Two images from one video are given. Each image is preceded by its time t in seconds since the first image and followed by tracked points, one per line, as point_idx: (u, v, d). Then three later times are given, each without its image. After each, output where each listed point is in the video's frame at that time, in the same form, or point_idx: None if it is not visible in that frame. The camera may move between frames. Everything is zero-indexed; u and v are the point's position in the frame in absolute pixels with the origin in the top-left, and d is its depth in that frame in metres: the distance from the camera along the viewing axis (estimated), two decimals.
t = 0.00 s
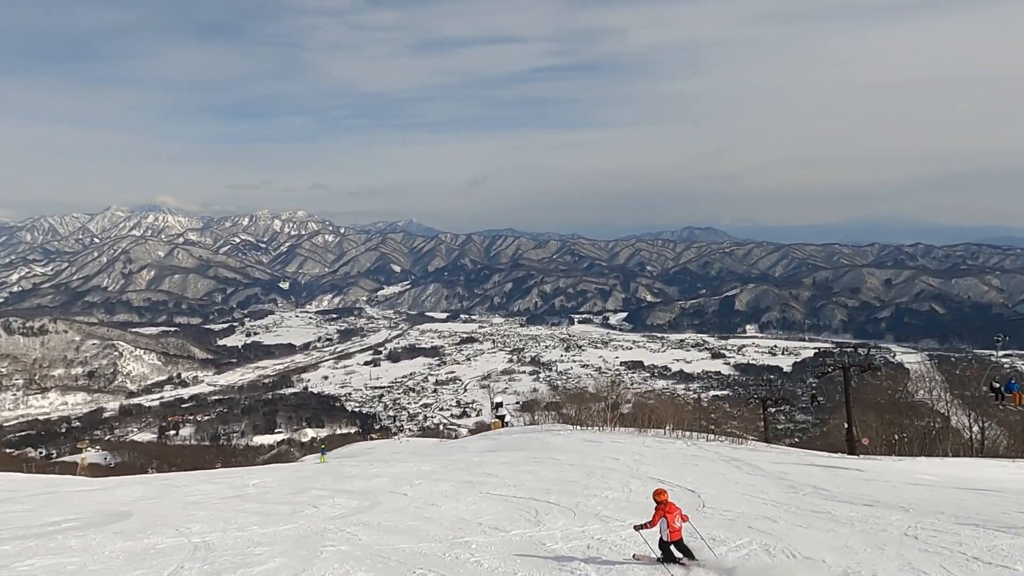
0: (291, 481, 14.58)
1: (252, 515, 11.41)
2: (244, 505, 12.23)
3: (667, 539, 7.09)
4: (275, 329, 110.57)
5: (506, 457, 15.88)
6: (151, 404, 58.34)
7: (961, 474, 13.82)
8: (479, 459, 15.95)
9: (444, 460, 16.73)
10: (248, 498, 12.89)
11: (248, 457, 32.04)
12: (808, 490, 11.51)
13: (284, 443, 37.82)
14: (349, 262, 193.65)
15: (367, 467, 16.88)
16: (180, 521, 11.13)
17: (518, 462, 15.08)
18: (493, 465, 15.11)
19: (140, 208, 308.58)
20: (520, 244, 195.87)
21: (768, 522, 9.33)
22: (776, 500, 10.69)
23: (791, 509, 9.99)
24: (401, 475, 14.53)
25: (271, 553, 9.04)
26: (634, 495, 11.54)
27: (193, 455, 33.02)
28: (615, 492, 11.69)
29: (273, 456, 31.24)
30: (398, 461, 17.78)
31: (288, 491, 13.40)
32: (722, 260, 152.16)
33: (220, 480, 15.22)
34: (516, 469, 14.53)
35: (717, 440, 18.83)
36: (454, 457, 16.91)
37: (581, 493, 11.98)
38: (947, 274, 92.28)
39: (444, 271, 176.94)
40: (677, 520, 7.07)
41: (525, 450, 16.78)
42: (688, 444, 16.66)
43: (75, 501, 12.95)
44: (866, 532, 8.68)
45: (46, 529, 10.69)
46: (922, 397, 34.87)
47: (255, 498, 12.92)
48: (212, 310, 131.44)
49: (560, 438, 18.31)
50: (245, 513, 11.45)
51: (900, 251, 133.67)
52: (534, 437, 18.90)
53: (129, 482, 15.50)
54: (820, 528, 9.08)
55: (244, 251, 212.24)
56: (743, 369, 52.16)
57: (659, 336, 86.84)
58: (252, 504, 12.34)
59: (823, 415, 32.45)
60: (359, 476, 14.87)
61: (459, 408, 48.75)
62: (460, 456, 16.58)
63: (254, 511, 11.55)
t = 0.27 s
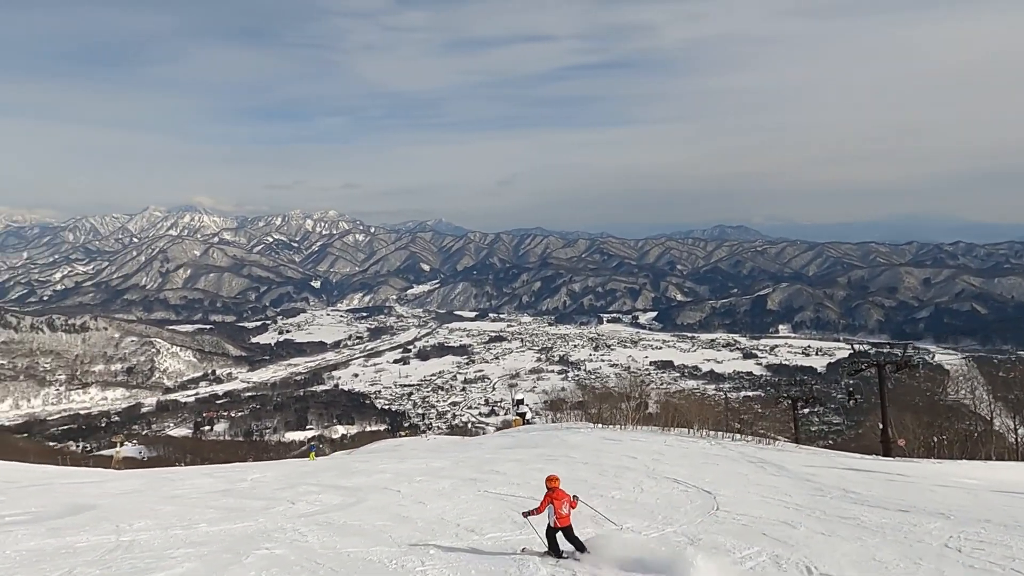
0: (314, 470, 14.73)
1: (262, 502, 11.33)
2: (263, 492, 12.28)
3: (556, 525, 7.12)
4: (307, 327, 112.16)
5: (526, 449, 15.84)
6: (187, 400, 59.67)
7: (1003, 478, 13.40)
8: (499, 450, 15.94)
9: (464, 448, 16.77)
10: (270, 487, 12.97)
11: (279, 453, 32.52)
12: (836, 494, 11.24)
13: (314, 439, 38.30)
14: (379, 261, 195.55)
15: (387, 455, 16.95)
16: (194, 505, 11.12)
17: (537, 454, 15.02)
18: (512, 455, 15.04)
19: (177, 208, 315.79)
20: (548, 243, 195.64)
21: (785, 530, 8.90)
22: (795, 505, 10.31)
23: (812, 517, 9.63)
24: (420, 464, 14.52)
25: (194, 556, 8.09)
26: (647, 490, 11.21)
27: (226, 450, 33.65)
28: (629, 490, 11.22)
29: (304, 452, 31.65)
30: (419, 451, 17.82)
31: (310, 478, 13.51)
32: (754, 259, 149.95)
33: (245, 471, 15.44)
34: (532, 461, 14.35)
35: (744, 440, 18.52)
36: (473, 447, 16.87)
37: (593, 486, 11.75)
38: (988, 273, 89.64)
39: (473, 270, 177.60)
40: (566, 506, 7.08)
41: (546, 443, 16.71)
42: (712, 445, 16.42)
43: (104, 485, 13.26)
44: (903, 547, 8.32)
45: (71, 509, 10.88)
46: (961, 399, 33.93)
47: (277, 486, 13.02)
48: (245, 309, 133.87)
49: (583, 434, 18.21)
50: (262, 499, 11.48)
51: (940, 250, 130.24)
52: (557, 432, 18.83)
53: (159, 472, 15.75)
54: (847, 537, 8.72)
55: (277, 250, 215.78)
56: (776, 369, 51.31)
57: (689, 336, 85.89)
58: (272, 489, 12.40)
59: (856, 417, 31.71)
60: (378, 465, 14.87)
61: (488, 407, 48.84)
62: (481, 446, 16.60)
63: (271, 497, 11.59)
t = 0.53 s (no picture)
0: (342, 464, 14.83)
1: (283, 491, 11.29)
2: (290, 483, 12.33)
3: (428, 509, 7.09)
4: (341, 330, 113.64)
5: (554, 451, 15.69)
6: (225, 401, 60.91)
7: None
8: (527, 451, 15.82)
9: (492, 446, 16.68)
10: (299, 477, 13.07)
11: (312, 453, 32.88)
12: (886, 506, 10.77)
13: (347, 441, 38.65)
14: (413, 265, 197.31)
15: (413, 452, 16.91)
16: (218, 494, 11.13)
17: (565, 456, 14.87)
18: (538, 456, 14.89)
19: (217, 213, 323.61)
20: (581, 247, 195.07)
21: (828, 547, 8.39)
22: (829, 517, 9.99)
23: (856, 532, 9.15)
24: (447, 460, 14.47)
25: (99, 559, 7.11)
26: (672, 497, 10.87)
27: (261, 451, 34.16)
28: (658, 500, 10.66)
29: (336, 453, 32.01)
30: (446, 448, 17.77)
31: (337, 471, 13.56)
32: (791, 263, 147.21)
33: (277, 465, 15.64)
34: (556, 462, 14.11)
35: (780, 446, 18.04)
36: (499, 446, 16.75)
37: (618, 488, 11.48)
38: None
39: (506, 274, 178.02)
40: (442, 490, 7.10)
41: (574, 446, 16.52)
42: (746, 451, 16.00)
43: (140, 476, 13.56)
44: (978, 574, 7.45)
45: (105, 495, 11.11)
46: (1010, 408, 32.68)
47: (306, 478, 13.11)
48: (282, 312, 136.30)
49: (612, 437, 18.00)
50: (288, 490, 11.51)
51: (987, 254, 126.18)
52: (587, 435, 18.63)
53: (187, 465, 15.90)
54: (906, 557, 8.01)
55: (313, 254, 219.44)
56: (815, 376, 50.12)
57: (724, 341, 84.56)
58: (299, 480, 12.45)
59: (899, 425, 30.70)
60: (404, 460, 14.83)
61: (520, 411, 48.73)
62: (509, 446, 16.53)
63: (297, 488, 11.61)
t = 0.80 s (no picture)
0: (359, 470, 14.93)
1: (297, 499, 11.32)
2: (305, 490, 12.37)
3: (337, 508, 7.35)
4: (362, 340, 114.33)
5: (572, 460, 15.64)
6: (246, 410, 61.49)
7: None
8: (544, 460, 15.79)
9: (509, 454, 16.65)
10: (315, 483, 13.13)
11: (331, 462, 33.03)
12: (937, 525, 10.43)
13: (366, 450, 38.78)
14: (432, 275, 198.23)
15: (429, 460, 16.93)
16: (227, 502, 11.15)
17: (583, 466, 14.83)
18: (555, 466, 14.83)
19: (241, 224, 328.25)
20: (601, 257, 194.57)
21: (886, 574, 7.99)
22: (884, 538, 9.54)
23: (912, 555, 8.77)
24: (464, 468, 14.49)
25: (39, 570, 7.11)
26: (695, 512, 10.73)
27: (280, 459, 34.40)
28: (684, 515, 10.49)
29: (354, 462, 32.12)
30: (462, 456, 17.76)
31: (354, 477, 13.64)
32: (814, 273, 145.47)
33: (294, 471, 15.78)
34: (575, 471, 14.03)
35: (803, 457, 17.80)
36: (515, 454, 16.70)
37: (641, 502, 11.34)
38: None
39: (525, 284, 178.09)
40: (349, 489, 7.39)
41: (592, 455, 16.46)
42: (769, 462, 15.80)
43: (161, 480, 13.78)
44: None
45: (126, 501, 11.25)
46: None
47: (322, 484, 13.17)
48: (303, 321, 137.54)
49: (631, 446, 17.90)
50: (300, 498, 11.53)
51: (1017, 264, 123.62)
52: (605, 444, 18.56)
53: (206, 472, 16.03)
54: None
55: (334, 264, 221.42)
56: (839, 387, 49.31)
57: (746, 352, 83.63)
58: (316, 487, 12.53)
59: (927, 438, 30.09)
60: (419, 467, 14.82)
61: (538, 422, 48.55)
62: (526, 455, 16.52)
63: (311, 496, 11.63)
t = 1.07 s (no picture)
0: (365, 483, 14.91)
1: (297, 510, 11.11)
2: (308, 501, 12.21)
3: (260, 519, 7.71)
4: (371, 353, 114.45)
5: (583, 476, 15.51)
6: (255, 423, 61.53)
7: None
8: (555, 474, 15.66)
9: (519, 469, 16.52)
10: (321, 494, 13.10)
11: (339, 476, 32.88)
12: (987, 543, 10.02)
13: (375, 464, 38.63)
14: (442, 289, 198.68)
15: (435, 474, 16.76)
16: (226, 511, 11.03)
17: (595, 481, 14.67)
18: (567, 481, 14.66)
19: (252, 238, 330.89)
20: (610, 271, 194.36)
21: None
22: (934, 564, 8.90)
23: None
24: (474, 481, 14.39)
25: None
26: (723, 536, 10.33)
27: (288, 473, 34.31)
28: (720, 540, 10.01)
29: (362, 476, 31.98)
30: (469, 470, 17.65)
31: (360, 489, 13.58)
32: (825, 288, 144.53)
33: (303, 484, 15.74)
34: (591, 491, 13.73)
35: (820, 472, 17.52)
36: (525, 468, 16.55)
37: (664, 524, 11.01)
38: None
39: (534, 298, 178.06)
40: (271, 503, 7.66)
41: (605, 470, 16.33)
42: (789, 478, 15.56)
43: (168, 491, 13.80)
44: None
45: (126, 511, 11.19)
46: None
47: (328, 496, 13.12)
48: (313, 335, 137.94)
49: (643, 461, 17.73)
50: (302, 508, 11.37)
51: None
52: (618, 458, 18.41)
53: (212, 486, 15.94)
54: None
55: (344, 278, 222.42)
56: (851, 403, 48.73)
57: (757, 367, 82.99)
58: (322, 498, 12.48)
59: (946, 454, 29.63)
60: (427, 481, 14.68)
61: (547, 437, 48.26)
62: (536, 469, 16.41)
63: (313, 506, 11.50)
